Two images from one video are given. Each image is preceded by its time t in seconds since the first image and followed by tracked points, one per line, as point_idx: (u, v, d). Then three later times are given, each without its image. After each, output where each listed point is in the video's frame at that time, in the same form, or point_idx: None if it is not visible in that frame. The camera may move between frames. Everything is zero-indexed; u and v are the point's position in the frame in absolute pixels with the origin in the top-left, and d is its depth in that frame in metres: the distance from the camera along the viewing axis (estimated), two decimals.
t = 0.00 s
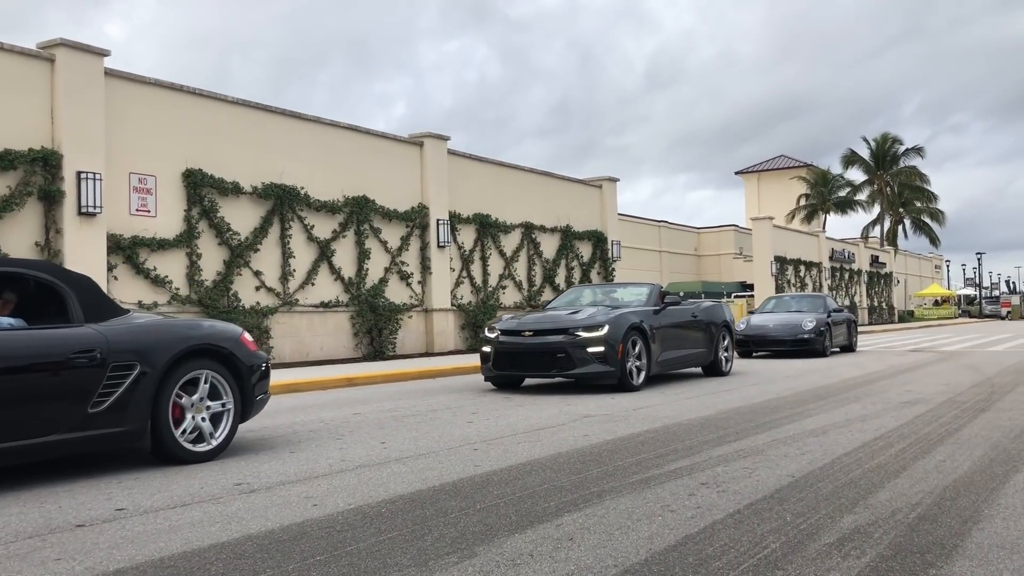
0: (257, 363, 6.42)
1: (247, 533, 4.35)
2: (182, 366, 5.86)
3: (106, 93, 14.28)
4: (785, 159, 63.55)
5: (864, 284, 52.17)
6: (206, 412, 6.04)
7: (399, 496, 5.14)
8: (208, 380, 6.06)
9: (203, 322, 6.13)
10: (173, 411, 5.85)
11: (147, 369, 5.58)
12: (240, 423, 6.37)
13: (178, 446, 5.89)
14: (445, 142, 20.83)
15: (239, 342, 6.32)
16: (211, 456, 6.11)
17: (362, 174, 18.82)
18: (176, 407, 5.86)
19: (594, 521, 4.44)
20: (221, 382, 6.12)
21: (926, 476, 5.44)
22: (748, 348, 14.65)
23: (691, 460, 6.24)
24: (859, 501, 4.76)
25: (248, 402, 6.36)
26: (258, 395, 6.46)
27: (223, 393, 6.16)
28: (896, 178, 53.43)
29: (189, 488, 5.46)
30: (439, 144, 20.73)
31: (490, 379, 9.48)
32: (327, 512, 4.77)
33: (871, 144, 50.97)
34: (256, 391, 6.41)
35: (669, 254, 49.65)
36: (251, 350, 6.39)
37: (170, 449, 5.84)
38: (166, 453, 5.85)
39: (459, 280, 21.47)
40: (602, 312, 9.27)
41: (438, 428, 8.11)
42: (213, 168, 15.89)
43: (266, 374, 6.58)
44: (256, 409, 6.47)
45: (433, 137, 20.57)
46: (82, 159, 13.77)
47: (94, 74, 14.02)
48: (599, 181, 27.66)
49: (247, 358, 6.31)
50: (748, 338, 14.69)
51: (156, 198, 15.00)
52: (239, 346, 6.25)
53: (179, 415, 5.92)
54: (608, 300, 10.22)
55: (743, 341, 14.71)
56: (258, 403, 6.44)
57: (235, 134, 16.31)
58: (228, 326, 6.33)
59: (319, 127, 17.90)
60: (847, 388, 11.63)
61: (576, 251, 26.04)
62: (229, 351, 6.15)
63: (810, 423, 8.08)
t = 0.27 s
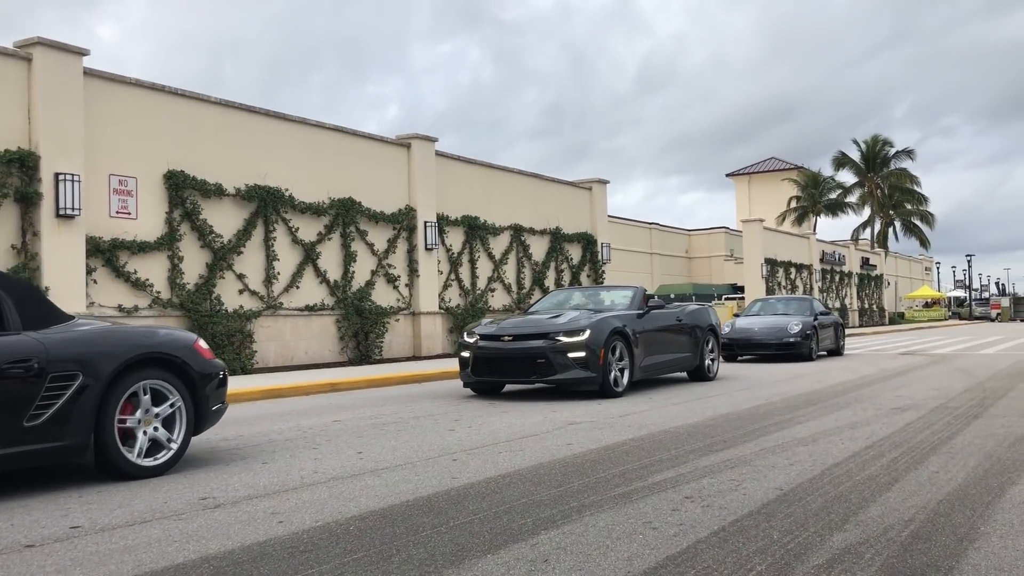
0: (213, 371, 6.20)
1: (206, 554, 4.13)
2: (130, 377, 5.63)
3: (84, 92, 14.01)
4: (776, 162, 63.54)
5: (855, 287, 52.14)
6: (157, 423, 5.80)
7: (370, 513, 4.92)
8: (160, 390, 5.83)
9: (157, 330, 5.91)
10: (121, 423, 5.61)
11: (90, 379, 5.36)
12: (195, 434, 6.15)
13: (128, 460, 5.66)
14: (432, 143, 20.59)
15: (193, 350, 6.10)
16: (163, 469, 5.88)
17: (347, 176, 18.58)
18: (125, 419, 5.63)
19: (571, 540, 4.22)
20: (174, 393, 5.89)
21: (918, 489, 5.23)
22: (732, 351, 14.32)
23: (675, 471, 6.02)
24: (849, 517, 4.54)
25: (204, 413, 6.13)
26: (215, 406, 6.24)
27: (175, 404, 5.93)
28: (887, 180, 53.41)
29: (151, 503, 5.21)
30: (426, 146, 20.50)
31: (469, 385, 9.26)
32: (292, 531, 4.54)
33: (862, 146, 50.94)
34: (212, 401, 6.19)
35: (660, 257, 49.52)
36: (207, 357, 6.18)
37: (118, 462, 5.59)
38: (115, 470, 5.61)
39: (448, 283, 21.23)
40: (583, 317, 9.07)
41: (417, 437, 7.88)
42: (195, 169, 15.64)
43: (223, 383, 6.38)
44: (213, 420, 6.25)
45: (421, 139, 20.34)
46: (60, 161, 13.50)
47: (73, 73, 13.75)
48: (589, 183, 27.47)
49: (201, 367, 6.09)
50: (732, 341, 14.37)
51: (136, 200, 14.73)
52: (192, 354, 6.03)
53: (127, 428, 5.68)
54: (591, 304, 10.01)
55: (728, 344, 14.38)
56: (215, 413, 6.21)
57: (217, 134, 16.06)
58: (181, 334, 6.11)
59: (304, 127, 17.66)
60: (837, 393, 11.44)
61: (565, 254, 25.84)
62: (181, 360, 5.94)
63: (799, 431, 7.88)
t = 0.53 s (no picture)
0: (149, 376, 5.92)
1: (147, 571, 3.87)
2: (54, 383, 5.34)
3: (55, 89, 13.70)
4: (765, 163, 63.52)
5: (843, 288, 52.11)
6: (86, 431, 5.50)
7: (330, 525, 4.66)
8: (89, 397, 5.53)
9: (91, 335, 5.64)
10: (45, 432, 5.32)
11: (6, 386, 5.08)
12: (130, 444, 5.84)
13: (53, 471, 5.35)
14: (416, 142, 20.33)
15: (128, 354, 5.82)
16: (93, 481, 5.57)
17: (329, 175, 18.31)
18: (49, 428, 5.33)
19: (538, 555, 3.98)
20: (105, 400, 5.60)
21: (905, 498, 5.00)
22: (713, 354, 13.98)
23: (654, 478, 5.77)
24: (832, 529, 4.30)
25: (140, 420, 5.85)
26: (154, 414, 5.97)
27: (106, 412, 5.63)
28: (875, 181, 53.41)
29: (101, 514, 4.94)
30: (410, 145, 20.23)
31: (440, 389, 9.01)
32: (245, 545, 4.28)
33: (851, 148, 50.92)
34: (148, 408, 5.90)
35: (649, 258, 49.38)
36: (143, 362, 5.89)
37: (41, 473, 5.27)
38: (39, 483, 5.29)
39: (432, 284, 20.96)
40: (558, 318, 8.86)
41: (390, 443, 7.61)
42: (171, 168, 15.34)
43: (163, 390, 6.10)
44: (150, 428, 5.97)
45: (404, 138, 20.08)
46: (31, 159, 13.19)
47: (44, 70, 13.45)
48: (576, 184, 27.25)
49: (136, 372, 5.80)
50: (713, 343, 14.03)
51: (111, 199, 14.42)
52: (126, 359, 5.74)
53: (53, 438, 5.37)
54: (568, 305, 9.80)
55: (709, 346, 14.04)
56: (150, 421, 5.92)
57: (194, 132, 15.75)
58: (114, 338, 5.83)
59: (283, 126, 17.39)
60: (824, 396, 11.23)
61: (551, 255, 25.61)
62: (113, 365, 5.65)
63: (784, 435, 7.66)
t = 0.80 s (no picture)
0: (73, 385, 5.52)
1: None
2: None
3: (28, 86, 13.42)
4: (753, 165, 63.54)
5: (831, 290, 52.14)
6: None
7: (287, 539, 4.44)
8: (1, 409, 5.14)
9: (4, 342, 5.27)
10: None
11: None
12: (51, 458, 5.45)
13: None
14: (399, 143, 20.11)
15: (47, 362, 5.43)
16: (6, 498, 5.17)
17: (311, 175, 18.08)
18: None
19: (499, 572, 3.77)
20: (19, 411, 5.20)
21: (887, 509, 4.82)
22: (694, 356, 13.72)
23: (629, 488, 5.57)
24: (809, 544, 4.11)
25: (65, 432, 5.46)
26: (78, 426, 5.57)
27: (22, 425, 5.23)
28: (864, 183, 53.44)
29: (49, 528, 4.70)
30: (393, 145, 20.01)
31: (408, 395, 8.79)
32: (193, 561, 4.05)
33: (839, 149, 50.94)
34: (72, 420, 5.50)
35: (637, 260, 49.27)
36: (65, 370, 5.50)
37: None
38: None
39: (416, 286, 20.73)
40: (529, 321, 8.69)
41: (362, 449, 7.38)
42: (150, 168, 15.08)
43: (90, 399, 5.71)
44: (75, 441, 5.57)
45: (388, 138, 19.85)
46: (3, 158, 12.90)
47: (17, 68, 13.18)
48: (562, 185, 27.08)
49: (57, 381, 5.41)
50: (694, 345, 13.76)
51: (86, 199, 14.14)
52: (43, 367, 5.36)
53: None
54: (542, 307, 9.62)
55: (689, 348, 13.78)
56: (74, 432, 5.52)
57: (172, 132, 15.48)
58: (33, 345, 5.45)
59: (264, 125, 17.15)
60: (808, 400, 11.06)
61: (538, 256, 25.43)
62: (27, 373, 5.27)
63: (765, 441, 7.48)
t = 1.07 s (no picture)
0: None
1: None
2: None
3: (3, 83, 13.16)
4: (745, 167, 63.47)
5: (823, 291, 52.05)
6: None
7: (241, 553, 4.20)
8: None
9: None
10: None
11: None
12: None
13: None
14: (386, 142, 19.87)
15: None
16: None
17: (295, 175, 17.84)
18: None
19: None
20: None
21: (874, 519, 4.61)
22: (678, 359, 13.44)
23: (607, 496, 5.36)
24: (791, 556, 3.90)
25: None
26: None
27: None
28: (855, 185, 53.39)
29: None
30: (380, 145, 19.77)
31: (376, 400, 8.55)
32: None
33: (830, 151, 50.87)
34: None
35: (628, 262, 49.12)
36: None
37: None
38: None
39: (403, 287, 20.49)
40: (502, 323, 8.48)
41: (335, 455, 7.15)
42: (129, 167, 14.82)
43: None
44: None
45: (374, 138, 19.61)
46: None
47: None
48: (551, 185, 26.87)
49: None
50: (678, 348, 13.50)
51: (63, 199, 13.87)
52: None
53: None
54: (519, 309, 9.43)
55: (673, 351, 13.51)
56: None
57: (151, 130, 15.22)
58: None
59: (247, 124, 16.91)
60: (796, 403, 10.87)
61: (526, 257, 25.21)
62: None
63: (751, 446, 7.27)
